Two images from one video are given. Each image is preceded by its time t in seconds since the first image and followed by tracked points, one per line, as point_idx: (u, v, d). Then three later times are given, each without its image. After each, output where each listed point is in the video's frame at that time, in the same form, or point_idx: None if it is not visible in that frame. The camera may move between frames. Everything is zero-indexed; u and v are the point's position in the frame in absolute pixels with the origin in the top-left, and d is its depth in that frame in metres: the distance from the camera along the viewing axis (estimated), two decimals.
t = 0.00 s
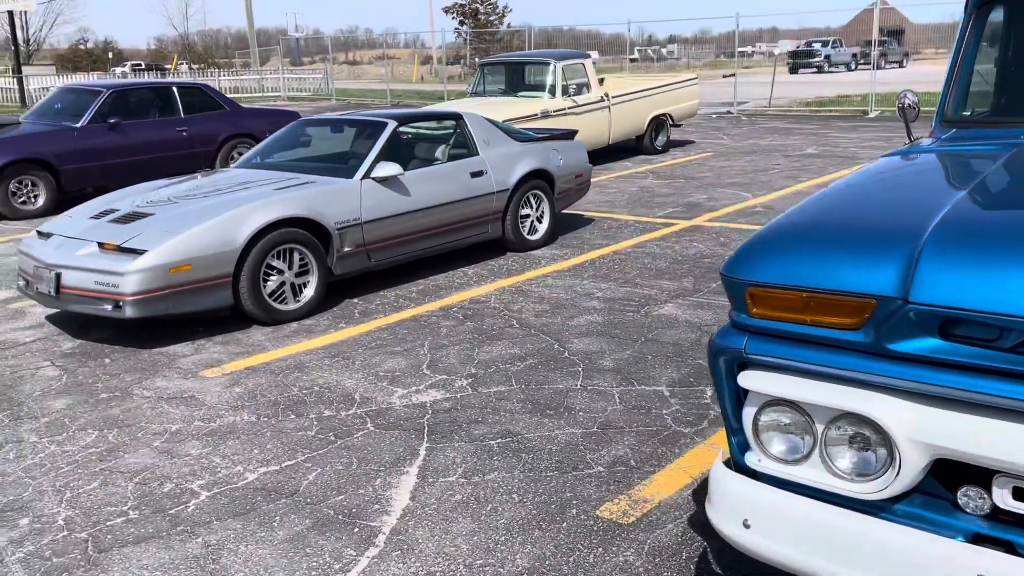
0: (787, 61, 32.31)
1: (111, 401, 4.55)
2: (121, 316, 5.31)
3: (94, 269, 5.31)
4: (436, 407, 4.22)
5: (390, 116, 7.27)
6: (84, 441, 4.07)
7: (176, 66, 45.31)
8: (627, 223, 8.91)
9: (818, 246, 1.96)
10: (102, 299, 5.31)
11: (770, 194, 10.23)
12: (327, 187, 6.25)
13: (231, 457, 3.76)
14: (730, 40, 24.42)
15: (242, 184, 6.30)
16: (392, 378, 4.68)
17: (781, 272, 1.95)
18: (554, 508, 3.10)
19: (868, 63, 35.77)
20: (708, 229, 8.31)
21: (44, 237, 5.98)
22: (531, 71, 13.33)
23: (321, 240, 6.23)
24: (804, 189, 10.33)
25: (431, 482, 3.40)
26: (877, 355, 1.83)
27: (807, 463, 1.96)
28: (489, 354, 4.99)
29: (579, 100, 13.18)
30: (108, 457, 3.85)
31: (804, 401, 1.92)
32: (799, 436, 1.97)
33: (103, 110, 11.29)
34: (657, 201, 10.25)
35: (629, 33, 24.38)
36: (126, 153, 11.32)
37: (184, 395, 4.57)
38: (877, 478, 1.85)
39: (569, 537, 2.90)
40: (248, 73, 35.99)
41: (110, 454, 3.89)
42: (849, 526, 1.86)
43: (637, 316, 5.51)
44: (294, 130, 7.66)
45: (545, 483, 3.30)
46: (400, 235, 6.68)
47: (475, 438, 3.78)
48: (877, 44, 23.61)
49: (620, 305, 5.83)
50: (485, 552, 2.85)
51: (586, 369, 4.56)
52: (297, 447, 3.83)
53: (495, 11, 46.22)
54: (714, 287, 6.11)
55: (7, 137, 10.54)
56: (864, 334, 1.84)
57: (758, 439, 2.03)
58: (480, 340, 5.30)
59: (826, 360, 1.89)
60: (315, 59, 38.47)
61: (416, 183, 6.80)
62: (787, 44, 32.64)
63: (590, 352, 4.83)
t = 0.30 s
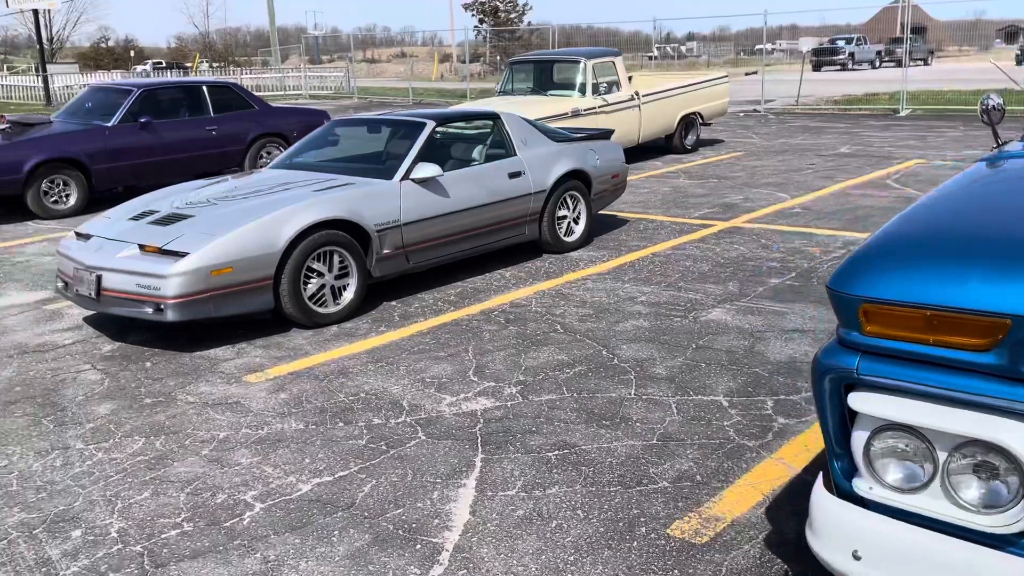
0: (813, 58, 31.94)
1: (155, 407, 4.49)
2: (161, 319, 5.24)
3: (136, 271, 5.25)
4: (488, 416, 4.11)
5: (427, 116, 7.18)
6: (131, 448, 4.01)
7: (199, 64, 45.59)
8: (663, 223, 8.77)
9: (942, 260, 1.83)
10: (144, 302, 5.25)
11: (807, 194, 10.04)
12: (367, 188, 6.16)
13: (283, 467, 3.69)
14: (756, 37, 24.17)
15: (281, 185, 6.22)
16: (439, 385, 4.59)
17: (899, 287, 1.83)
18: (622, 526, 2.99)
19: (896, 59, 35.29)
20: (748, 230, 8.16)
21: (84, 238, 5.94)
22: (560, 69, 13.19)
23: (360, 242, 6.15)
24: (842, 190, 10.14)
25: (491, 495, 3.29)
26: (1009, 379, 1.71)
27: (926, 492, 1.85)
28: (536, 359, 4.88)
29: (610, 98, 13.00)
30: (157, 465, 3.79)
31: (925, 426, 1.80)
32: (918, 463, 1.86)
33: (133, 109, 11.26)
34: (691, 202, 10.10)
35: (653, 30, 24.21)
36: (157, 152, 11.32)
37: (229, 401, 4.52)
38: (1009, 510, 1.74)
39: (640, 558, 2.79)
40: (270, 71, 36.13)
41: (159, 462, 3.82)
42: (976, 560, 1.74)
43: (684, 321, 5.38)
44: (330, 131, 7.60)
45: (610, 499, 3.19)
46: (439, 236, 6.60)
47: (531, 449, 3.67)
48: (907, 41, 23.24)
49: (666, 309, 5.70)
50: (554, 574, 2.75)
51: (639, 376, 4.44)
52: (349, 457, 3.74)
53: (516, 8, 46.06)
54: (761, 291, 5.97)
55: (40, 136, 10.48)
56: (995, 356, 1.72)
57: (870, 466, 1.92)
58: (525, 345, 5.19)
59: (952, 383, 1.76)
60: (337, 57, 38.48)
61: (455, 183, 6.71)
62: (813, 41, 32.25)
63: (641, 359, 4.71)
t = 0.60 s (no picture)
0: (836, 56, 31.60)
1: (190, 410, 4.43)
2: (193, 320, 5.20)
3: (167, 272, 5.20)
4: (529, 422, 4.00)
5: (457, 114, 7.09)
6: (166, 452, 3.95)
7: (217, 62, 45.77)
8: (693, 224, 8.63)
9: None
10: (175, 302, 5.20)
11: (839, 194, 9.88)
12: (399, 188, 6.09)
13: (323, 474, 3.61)
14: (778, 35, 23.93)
15: (313, 184, 6.16)
16: (477, 390, 4.49)
17: (1005, 302, 1.81)
18: (677, 541, 2.89)
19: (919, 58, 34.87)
20: (781, 231, 8.02)
21: (114, 238, 5.90)
22: (585, 67, 13.07)
23: (392, 242, 6.08)
24: (875, 190, 9.95)
25: (538, 506, 3.20)
26: None
27: None
28: (575, 364, 4.78)
29: (635, 97, 12.86)
30: (194, 471, 3.73)
31: None
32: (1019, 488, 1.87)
33: (158, 107, 11.23)
34: (720, 202, 9.95)
35: (674, 29, 24.03)
36: (181, 151, 11.31)
37: (264, 405, 4.45)
38: None
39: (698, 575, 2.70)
40: (289, 70, 36.19)
41: (196, 468, 3.76)
42: None
43: (724, 326, 5.26)
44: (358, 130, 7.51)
45: (662, 512, 3.09)
46: (470, 237, 6.52)
47: (577, 458, 3.57)
48: (934, 38, 22.92)
49: (703, 313, 5.58)
50: None
51: (682, 383, 4.32)
52: (389, 464, 3.66)
53: (533, 6, 45.92)
54: (800, 295, 5.84)
55: (66, 134, 10.46)
56: None
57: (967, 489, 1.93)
58: (562, 348, 5.09)
59: None
60: (355, 55, 38.49)
61: (486, 183, 6.62)
62: (836, 38, 31.90)
63: (683, 364, 4.60)
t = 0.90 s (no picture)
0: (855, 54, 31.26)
1: (211, 413, 4.31)
2: (214, 320, 5.08)
3: (187, 270, 5.08)
4: (563, 430, 3.85)
5: (481, 111, 6.95)
6: (188, 458, 3.83)
7: (232, 59, 45.81)
8: (719, 224, 8.46)
9: None
10: (195, 302, 5.08)
11: (866, 194, 9.68)
12: (423, 186, 5.95)
13: (350, 482, 3.48)
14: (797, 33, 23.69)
15: (335, 182, 6.03)
16: (506, 395, 4.34)
17: None
18: (727, 562, 2.75)
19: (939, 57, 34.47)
20: (810, 232, 7.84)
21: (133, 236, 5.78)
22: (605, 65, 12.89)
23: (415, 241, 5.94)
24: (903, 190, 9.75)
25: (578, 521, 3.05)
26: None
27: None
28: (607, 368, 4.62)
29: (656, 95, 12.67)
30: (217, 479, 3.59)
31: None
32: None
33: (175, 103, 11.14)
34: (745, 201, 9.76)
35: (691, 27, 23.82)
36: (198, 147, 11.22)
37: (287, 408, 4.32)
38: None
39: None
40: (303, 67, 36.15)
41: (219, 475, 3.63)
42: None
43: (759, 330, 5.09)
44: (380, 128, 7.38)
45: (710, 529, 2.94)
46: (494, 236, 6.37)
47: (615, 469, 3.41)
48: (957, 36, 22.59)
49: (737, 316, 5.42)
50: None
51: (720, 391, 4.16)
52: (420, 473, 3.52)
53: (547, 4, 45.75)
54: (836, 298, 5.67)
55: (83, 129, 10.36)
56: None
57: None
58: (592, 351, 4.93)
59: None
60: (369, 53, 38.44)
61: (511, 181, 6.47)
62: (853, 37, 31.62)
63: (720, 370, 4.43)
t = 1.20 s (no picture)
0: (871, 54, 30.94)
1: (225, 425, 4.12)
2: (227, 326, 4.90)
3: (200, 274, 4.90)
4: (597, 448, 3.64)
5: (503, 110, 6.74)
6: (202, 474, 3.63)
7: (242, 57, 45.71)
8: (744, 227, 8.24)
9: None
10: (209, 307, 4.90)
11: (893, 197, 9.44)
12: (444, 187, 5.75)
13: (373, 503, 3.28)
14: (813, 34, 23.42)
15: (352, 182, 5.83)
16: (534, 407, 4.14)
17: None
18: None
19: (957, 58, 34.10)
20: (838, 237, 7.62)
21: (144, 237, 5.60)
22: (623, 63, 12.67)
23: (435, 244, 5.74)
24: (931, 193, 9.51)
25: (619, 550, 2.85)
26: None
27: None
28: (638, 380, 4.41)
29: (675, 94, 12.44)
30: (232, 497, 3.40)
31: None
32: None
33: (187, 101, 10.97)
34: (768, 204, 9.53)
35: (706, 27, 23.59)
36: (210, 145, 11.06)
37: (305, 420, 4.13)
38: None
39: None
40: (313, 66, 36.01)
41: (234, 492, 3.44)
42: None
43: (796, 340, 4.88)
44: (397, 126, 7.18)
45: (764, 562, 2.73)
46: (516, 239, 6.16)
47: (656, 492, 3.20)
48: (977, 36, 22.26)
49: (771, 325, 5.21)
50: None
51: (760, 406, 3.94)
52: (447, 493, 3.32)
53: (558, 3, 45.54)
54: (874, 307, 5.45)
55: (94, 127, 10.19)
56: None
57: None
58: (621, 361, 4.73)
59: None
60: (379, 51, 38.29)
61: (534, 183, 6.27)
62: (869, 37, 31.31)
63: (758, 383, 4.22)
